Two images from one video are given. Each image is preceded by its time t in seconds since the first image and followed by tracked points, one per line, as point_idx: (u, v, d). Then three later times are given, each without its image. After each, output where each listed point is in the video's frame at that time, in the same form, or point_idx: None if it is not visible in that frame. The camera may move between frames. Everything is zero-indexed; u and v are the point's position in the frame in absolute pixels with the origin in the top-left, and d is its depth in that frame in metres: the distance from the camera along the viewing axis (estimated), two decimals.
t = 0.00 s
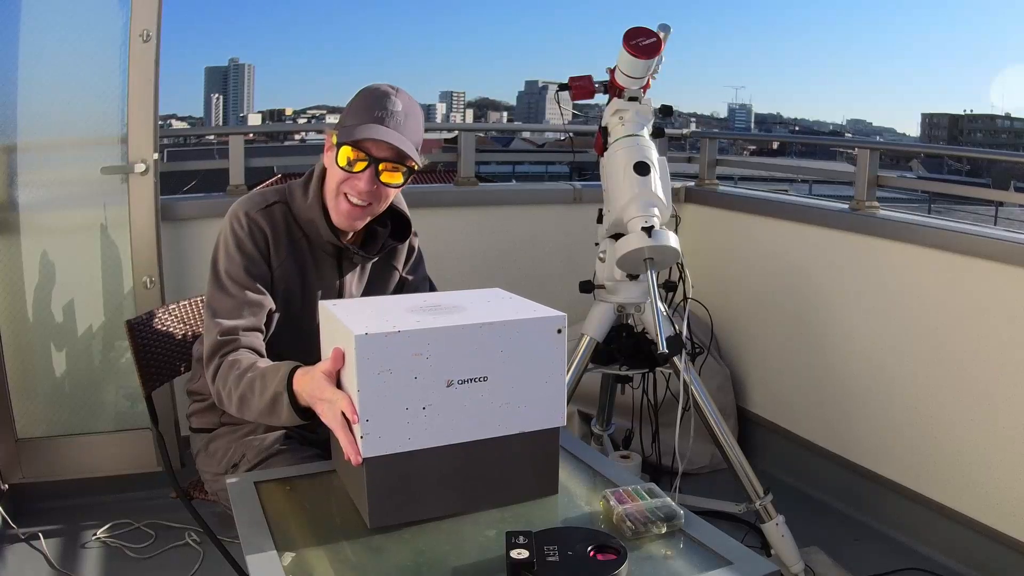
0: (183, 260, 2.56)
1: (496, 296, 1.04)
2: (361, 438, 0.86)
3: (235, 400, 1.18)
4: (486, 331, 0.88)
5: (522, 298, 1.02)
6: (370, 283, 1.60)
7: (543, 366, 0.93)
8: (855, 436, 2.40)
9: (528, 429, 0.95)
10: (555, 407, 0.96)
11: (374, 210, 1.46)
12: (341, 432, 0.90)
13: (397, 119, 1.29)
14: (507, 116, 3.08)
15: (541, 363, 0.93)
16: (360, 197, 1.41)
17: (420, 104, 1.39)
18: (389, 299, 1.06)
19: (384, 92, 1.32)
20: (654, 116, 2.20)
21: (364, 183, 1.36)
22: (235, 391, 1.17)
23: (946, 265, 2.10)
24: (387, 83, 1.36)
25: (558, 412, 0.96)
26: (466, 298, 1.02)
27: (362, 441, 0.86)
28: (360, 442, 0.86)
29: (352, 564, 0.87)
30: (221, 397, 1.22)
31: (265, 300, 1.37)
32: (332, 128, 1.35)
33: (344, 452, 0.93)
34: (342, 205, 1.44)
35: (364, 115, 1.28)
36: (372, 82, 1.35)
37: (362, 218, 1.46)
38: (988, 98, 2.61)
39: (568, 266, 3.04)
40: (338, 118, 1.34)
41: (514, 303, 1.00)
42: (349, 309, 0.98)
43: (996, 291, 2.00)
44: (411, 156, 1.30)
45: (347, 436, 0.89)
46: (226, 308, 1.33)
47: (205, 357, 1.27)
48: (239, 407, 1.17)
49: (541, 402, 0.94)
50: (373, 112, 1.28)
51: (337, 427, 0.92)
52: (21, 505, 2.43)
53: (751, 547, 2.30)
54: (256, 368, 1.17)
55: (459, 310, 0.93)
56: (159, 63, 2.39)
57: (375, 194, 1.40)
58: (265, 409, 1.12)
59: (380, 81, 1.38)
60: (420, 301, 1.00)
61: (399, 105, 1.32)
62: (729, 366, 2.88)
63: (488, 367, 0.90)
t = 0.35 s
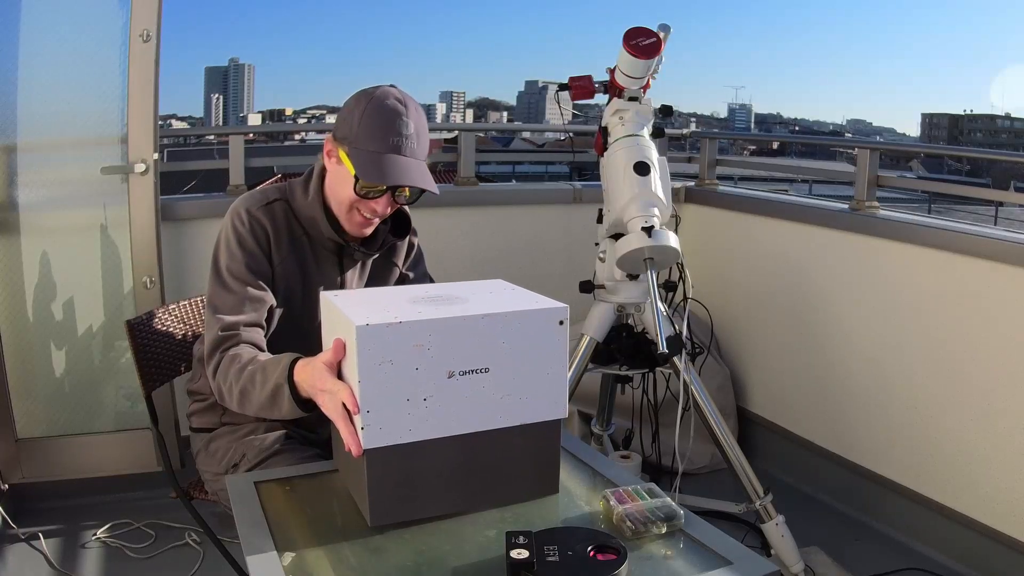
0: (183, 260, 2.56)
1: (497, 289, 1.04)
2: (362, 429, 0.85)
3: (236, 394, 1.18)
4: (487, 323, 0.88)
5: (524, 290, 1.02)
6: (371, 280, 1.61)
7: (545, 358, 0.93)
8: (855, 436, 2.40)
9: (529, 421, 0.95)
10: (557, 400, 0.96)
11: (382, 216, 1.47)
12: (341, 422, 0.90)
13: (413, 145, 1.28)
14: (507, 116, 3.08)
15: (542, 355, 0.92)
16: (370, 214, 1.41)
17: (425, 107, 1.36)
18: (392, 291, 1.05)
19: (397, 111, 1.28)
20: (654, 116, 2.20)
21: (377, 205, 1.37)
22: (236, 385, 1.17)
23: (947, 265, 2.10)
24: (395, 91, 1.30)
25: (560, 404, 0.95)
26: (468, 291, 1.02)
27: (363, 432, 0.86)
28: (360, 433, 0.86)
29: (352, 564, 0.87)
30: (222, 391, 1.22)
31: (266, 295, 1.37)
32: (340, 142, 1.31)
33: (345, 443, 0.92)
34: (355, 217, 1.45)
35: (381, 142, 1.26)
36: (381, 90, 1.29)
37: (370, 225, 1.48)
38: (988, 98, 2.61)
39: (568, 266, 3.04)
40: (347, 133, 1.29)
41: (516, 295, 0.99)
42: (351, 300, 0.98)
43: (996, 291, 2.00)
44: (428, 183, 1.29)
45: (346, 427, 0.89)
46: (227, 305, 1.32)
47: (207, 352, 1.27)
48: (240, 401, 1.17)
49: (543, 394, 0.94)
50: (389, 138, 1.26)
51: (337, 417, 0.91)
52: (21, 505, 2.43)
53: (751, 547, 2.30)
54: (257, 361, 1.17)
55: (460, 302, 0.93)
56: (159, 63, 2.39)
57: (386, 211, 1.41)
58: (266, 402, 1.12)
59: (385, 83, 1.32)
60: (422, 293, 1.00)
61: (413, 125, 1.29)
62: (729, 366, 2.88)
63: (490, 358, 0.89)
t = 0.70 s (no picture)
0: (184, 260, 2.56)
1: (498, 282, 1.03)
2: (360, 420, 0.84)
3: (235, 388, 1.18)
4: (488, 315, 0.87)
5: (526, 284, 1.01)
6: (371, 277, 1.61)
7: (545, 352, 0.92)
8: (854, 435, 2.40)
9: (529, 413, 0.94)
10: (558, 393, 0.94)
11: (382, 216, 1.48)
12: (340, 414, 0.89)
13: (413, 150, 1.28)
14: (507, 116, 3.08)
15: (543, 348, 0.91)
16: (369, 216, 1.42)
17: (423, 107, 1.35)
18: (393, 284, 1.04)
19: (397, 114, 1.28)
20: (654, 116, 2.20)
21: (376, 209, 1.38)
22: (235, 379, 1.17)
23: (947, 265, 2.10)
24: (394, 92, 1.30)
25: (560, 398, 0.94)
26: (470, 284, 1.01)
27: (362, 423, 0.85)
28: (359, 424, 0.85)
29: (352, 564, 0.87)
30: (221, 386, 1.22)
31: (265, 292, 1.37)
32: (339, 144, 1.30)
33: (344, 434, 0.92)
34: (354, 218, 1.46)
35: (381, 147, 1.26)
36: (379, 92, 1.28)
37: (370, 224, 1.48)
38: (988, 98, 2.61)
39: (568, 266, 3.04)
40: (346, 136, 1.29)
41: (519, 288, 0.98)
42: (351, 292, 0.97)
43: (995, 290, 2.00)
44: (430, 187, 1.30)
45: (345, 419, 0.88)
46: (226, 302, 1.32)
47: (207, 347, 1.27)
48: (240, 396, 1.17)
49: (544, 387, 0.93)
50: (389, 142, 1.26)
51: (335, 409, 0.91)
52: (21, 505, 2.43)
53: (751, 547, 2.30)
54: (256, 355, 1.17)
55: (461, 294, 0.92)
56: (159, 63, 2.39)
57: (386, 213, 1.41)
58: (265, 397, 1.12)
59: (383, 84, 1.31)
60: (423, 285, 0.99)
61: (412, 128, 1.29)
62: (729, 366, 2.88)
63: (489, 351, 0.88)
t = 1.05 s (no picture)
0: (184, 260, 2.56)
1: (498, 271, 1.02)
2: (359, 409, 0.84)
3: (234, 384, 1.18)
4: (488, 304, 0.87)
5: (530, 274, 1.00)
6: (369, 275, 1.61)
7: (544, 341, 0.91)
8: (854, 435, 2.40)
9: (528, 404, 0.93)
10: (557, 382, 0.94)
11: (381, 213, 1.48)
12: (338, 402, 0.89)
13: (410, 150, 1.28)
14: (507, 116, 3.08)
15: (545, 338, 0.91)
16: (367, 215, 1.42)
17: (421, 105, 1.35)
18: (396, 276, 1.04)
19: (393, 114, 1.27)
20: (654, 116, 2.20)
21: (375, 209, 1.38)
22: (233, 375, 1.17)
23: (947, 266, 2.10)
24: (391, 91, 1.29)
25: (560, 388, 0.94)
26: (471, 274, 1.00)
27: (361, 412, 0.84)
28: (359, 414, 0.85)
29: (352, 564, 0.87)
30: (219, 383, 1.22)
31: (264, 291, 1.37)
32: (337, 143, 1.30)
33: (343, 425, 0.91)
34: (352, 217, 1.47)
35: (378, 148, 1.26)
36: (376, 91, 1.28)
37: (368, 222, 1.49)
38: (988, 98, 2.61)
39: (568, 266, 3.04)
40: (344, 135, 1.29)
41: (521, 279, 0.97)
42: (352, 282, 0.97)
43: (995, 290, 2.00)
44: (428, 188, 1.30)
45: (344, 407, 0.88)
46: (224, 300, 1.32)
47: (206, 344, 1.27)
48: (240, 391, 1.17)
49: (542, 378, 0.92)
50: (387, 143, 1.26)
51: (334, 398, 0.90)
52: (21, 505, 2.43)
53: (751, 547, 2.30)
54: (253, 350, 1.17)
55: (460, 285, 0.92)
56: (159, 63, 2.39)
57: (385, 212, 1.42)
58: (265, 389, 1.12)
59: (380, 82, 1.30)
60: (425, 274, 0.99)
61: (410, 128, 1.29)
62: (729, 366, 2.88)
63: (489, 339, 0.88)
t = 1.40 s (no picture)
0: (184, 260, 2.56)
1: (502, 266, 1.02)
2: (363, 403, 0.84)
3: (232, 376, 1.17)
4: (495, 300, 0.86)
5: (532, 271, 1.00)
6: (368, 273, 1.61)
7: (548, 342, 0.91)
8: (854, 435, 2.40)
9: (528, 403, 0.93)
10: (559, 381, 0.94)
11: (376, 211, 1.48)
12: (338, 391, 0.89)
13: (403, 148, 1.28)
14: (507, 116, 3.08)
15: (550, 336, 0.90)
16: (361, 214, 1.42)
17: (414, 104, 1.35)
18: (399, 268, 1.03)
19: (386, 112, 1.27)
20: (654, 116, 2.20)
21: (369, 207, 1.38)
22: (230, 364, 1.17)
23: (947, 265, 2.10)
24: (384, 89, 1.29)
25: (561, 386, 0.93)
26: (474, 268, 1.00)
27: (364, 405, 0.84)
28: (361, 406, 0.84)
29: (352, 563, 0.87)
30: (217, 377, 1.21)
31: (263, 286, 1.37)
32: (330, 142, 1.30)
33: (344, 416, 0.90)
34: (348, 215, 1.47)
35: (371, 146, 1.26)
36: (369, 90, 1.28)
37: (364, 221, 1.49)
38: (988, 98, 2.61)
39: (568, 267, 3.04)
40: (337, 134, 1.29)
41: (525, 275, 0.97)
42: (355, 272, 0.96)
43: (995, 290, 2.00)
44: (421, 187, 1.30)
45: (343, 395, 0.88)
46: (223, 294, 1.32)
47: (204, 339, 1.27)
48: (236, 382, 1.17)
49: (544, 375, 0.92)
50: (379, 142, 1.26)
51: (335, 388, 0.90)
52: (21, 505, 2.43)
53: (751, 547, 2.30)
54: (250, 340, 1.17)
55: (464, 279, 0.91)
56: (159, 63, 2.39)
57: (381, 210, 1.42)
58: (262, 378, 1.12)
59: (374, 81, 1.31)
60: (429, 267, 0.98)
61: (402, 126, 1.29)
62: (729, 366, 2.88)
63: (494, 335, 0.87)
